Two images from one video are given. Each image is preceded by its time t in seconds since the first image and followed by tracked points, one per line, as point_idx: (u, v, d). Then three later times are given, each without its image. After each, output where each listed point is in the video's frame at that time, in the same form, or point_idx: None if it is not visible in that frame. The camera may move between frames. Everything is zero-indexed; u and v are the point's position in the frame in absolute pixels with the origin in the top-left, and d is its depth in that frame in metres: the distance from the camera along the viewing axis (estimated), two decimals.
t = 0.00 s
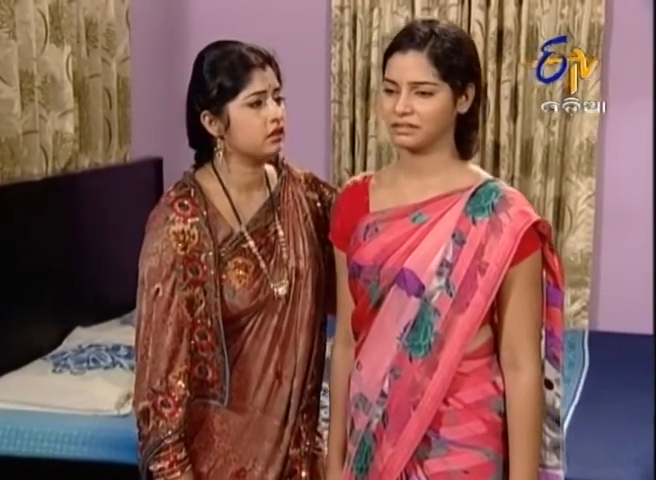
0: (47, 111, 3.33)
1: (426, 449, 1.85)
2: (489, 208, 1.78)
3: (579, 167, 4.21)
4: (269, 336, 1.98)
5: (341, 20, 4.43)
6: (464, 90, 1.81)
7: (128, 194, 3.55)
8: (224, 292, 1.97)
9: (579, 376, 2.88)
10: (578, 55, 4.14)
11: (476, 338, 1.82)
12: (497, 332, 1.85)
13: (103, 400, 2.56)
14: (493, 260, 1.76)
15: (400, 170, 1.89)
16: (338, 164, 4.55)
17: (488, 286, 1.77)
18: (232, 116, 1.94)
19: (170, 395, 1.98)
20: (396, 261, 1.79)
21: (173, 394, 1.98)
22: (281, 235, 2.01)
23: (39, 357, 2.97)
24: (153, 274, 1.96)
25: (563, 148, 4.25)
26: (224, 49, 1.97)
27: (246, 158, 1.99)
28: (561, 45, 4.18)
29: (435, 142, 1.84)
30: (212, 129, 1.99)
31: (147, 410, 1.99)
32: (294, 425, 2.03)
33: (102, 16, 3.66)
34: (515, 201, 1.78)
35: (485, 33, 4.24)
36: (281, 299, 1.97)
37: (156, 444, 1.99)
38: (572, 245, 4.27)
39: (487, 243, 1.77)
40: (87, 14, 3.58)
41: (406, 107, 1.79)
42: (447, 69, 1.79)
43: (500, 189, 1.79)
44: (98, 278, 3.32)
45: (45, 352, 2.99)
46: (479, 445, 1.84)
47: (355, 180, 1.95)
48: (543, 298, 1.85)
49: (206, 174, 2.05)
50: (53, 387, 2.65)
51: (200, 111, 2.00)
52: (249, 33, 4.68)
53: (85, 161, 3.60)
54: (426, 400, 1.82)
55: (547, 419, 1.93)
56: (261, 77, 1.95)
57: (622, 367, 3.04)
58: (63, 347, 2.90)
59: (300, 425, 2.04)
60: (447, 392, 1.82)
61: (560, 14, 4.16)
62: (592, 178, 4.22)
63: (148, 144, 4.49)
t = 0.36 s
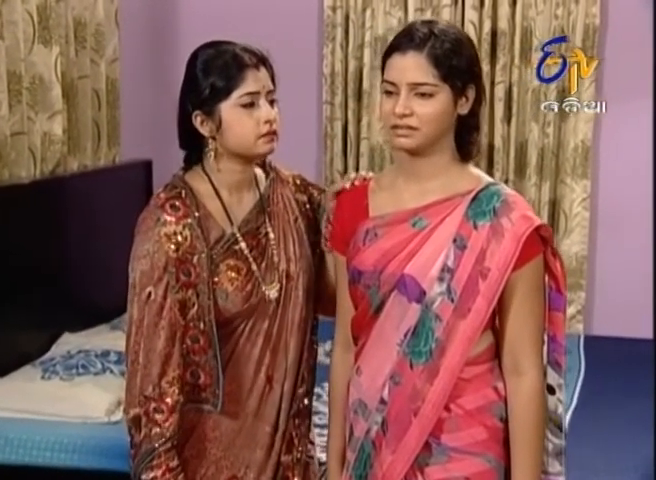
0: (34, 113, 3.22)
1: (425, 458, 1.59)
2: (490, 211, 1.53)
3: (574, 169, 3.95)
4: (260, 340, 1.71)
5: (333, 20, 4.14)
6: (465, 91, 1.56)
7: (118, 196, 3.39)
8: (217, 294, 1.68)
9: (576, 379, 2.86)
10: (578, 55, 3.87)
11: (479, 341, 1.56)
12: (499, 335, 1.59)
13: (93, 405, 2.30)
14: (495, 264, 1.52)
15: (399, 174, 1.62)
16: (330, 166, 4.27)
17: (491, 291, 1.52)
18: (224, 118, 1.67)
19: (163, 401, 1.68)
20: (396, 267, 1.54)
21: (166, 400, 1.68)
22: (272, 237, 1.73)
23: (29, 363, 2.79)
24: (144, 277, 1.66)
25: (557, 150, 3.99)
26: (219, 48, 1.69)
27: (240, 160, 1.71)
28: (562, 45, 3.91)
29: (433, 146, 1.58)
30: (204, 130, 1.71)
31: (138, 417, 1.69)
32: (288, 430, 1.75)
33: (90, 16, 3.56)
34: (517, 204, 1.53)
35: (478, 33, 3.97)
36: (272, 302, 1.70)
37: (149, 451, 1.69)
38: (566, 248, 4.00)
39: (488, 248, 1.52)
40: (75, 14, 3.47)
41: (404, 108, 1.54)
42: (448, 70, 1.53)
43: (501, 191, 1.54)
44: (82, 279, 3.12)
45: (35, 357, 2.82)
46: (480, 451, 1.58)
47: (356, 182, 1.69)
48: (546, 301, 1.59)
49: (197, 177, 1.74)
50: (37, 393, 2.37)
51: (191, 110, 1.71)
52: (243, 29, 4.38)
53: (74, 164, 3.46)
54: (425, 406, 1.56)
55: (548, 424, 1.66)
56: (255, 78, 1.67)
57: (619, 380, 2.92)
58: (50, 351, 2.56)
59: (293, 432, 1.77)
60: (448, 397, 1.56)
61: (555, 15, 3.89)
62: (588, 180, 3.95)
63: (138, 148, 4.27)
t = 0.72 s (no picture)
0: (23, 116, 3.02)
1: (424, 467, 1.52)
2: (491, 214, 1.47)
3: (569, 172, 3.75)
4: (252, 348, 1.60)
5: (325, 22, 3.90)
6: (464, 93, 1.49)
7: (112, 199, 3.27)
8: (211, 302, 1.57)
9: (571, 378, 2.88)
10: (578, 55, 3.68)
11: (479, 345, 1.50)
12: (499, 340, 1.52)
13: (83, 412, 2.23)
14: (496, 268, 1.45)
15: (399, 177, 1.55)
16: (322, 171, 4.02)
17: (491, 297, 1.46)
18: (218, 121, 1.55)
19: (157, 411, 1.56)
20: (397, 271, 1.48)
21: (160, 411, 1.56)
22: (264, 243, 1.63)
23: (17, 369, 2.67)
24: (136, 286, 1.54)
25: (552, 153, 3.79)
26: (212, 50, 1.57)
27: (231, 165, 1.60)
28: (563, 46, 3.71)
29: (434, 149, 1.51)
30: (195, 133, 1.59)
31: (131, 428, 1.57)
32: (280, 439, 1.65)
33: (80, 16, 3.33)
34: (518, 208, 1.47)
35: (472, 35, 3.77)
36: (265, 309, 1.60)
37: (141, 463, 1.56)
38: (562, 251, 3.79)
39: (489, 252, 1.46)
40: (64, 14, 3.24)
41: (403, 110, 1.47)
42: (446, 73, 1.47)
43: (502, 195, 1.48)
44: (72, 282, 3.02)
45: (23, 363, 2.70)
46: (481, 459, 1.51)
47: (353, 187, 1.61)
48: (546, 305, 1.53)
49: (188, 183, 1.63)
50: (26, 400, 2.30)
51: (183, 113, 1.59)
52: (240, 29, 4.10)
53: (63, 168, 3.26)
54: (426, 413, 1.50)
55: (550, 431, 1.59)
56: (249, 82, 1.56)
57: (626, 394, 2.81)
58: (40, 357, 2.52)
59: (284, 442, 1.67)
60: (447, 404, 1.49)
61: (549, 16, 3.70)
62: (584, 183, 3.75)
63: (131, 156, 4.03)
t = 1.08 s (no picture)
0: (11, 117, 2.98)
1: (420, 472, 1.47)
2: (489, 216, 1.41)
3: (562, 174, 3.71)
4: (251, 352, 1.54)
5: (316, 22, 3.87)
6: (463, 94, 1.44)
7: (99, 202, 3.22)
8: (210, 306, 1.50)
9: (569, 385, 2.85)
10: (578, 55, 3.65)
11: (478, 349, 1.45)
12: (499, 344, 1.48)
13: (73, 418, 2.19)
14: (493, 269, 1.40)
15: (401, 178, 1.51)
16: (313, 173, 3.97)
17: (490, 299, 1.40)
18: (217, 123, 1.50)
19: (155, 418, 1.48)
20: (397, 274, 1.43)
21: (158, 417, 1.48)
22: (261, 247, 1.57)
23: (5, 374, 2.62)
24: (135, 290, 1.47)
25: (546, 156, 3.76)
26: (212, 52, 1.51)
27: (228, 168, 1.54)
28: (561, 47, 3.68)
29: (432, 152, 1.46)
30: (192, 134, 1.53)
31: (128, 435, 1.50)
32: (278, 444, 1.58)
33: (68, 16, 3.27)
34: (517, 211, 1.41)
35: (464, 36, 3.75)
36: (263, 313, 1.53)
37: (139, 470, 1.48)
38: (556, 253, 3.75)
39: (487, 254, 1.40)
40: (52, 14, 3.20)
41: (401, 112, 1.42)
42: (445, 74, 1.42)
43: (502, 197, 1.42)
44: (57, 285, 2.96)
45: (11, 368, 2.65)
46: (481, 464, 1.46)
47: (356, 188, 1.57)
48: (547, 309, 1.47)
49: (183, 186, 1.56)
50: (16, 406, 2.24)
51: (180, 114, 1.53)
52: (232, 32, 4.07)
53: (51, 170, 3.21)
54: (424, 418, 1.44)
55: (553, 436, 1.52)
56: (249, 85, 1.51)
57: (626, 397, 2.79)
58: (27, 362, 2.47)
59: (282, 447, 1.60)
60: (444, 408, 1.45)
61: (542, 17, 3.68)
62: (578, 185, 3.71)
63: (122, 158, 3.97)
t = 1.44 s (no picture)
0: None
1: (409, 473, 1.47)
2: (486, 221, 1.40)
3: (558, 176, 3.69)
4: (263, 352, 1.50)
5: (310, 24, 3.82)
6: (460, 92, 1.40)
7: (89, 206, 3.17)
8: (221, 306, 1.46)
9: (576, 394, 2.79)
10: (578, 55, 3.61)
11: (470, 358, 1.43)
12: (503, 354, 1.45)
13: (65, 425, 2.15)
14: (484, 275, 1.38)
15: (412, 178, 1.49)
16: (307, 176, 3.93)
17: (482, 306, 1.38)
18: (227, 122, 1.48)
19: (171, 420, 1.45)
20: (395, 277, 1.42)
21: (174, 419, 1.45)
22: (269, 246, 1.53)
23: None
24: (145, 292, 1.44)
25: (541, 157, 3.73)
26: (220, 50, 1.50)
27: (237, 169, 1.52)
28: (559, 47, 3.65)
29: (429, 151, 1.44)
30: (200, 132, 1.51)
31: (143, 438, 1.46)
32: (289, 446, 1.54)
33: (58, 16, 3.24)
34: (515, 217, 1.39)
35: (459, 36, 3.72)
36: (273, 312, 1.50)
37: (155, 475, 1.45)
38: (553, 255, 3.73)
39: (480, 260, 1.39)
40: (42, 14, 3.16)
41: (391, 113, 1.40)
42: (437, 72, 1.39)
43: (501, 203, 1.41)
44: (47, 288, 2.93)
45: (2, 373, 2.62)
46: (473, 476, 1.45)
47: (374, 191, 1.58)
48: (553, 319, 1.43)
49: (189, 186, 1.53)
50: (8, 414, 2.20)
51: (189, 111, 1.51)
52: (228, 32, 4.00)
53: (41, 173, 3.17)
54: (414, 426, 1.44)
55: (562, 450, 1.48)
56: (260, 84, 1.49)
57: (629, 402, 2.77)
58: (18, 368, 2.44)
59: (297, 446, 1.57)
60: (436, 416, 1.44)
61: (537, 18, 3.65)
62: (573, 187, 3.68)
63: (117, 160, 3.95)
